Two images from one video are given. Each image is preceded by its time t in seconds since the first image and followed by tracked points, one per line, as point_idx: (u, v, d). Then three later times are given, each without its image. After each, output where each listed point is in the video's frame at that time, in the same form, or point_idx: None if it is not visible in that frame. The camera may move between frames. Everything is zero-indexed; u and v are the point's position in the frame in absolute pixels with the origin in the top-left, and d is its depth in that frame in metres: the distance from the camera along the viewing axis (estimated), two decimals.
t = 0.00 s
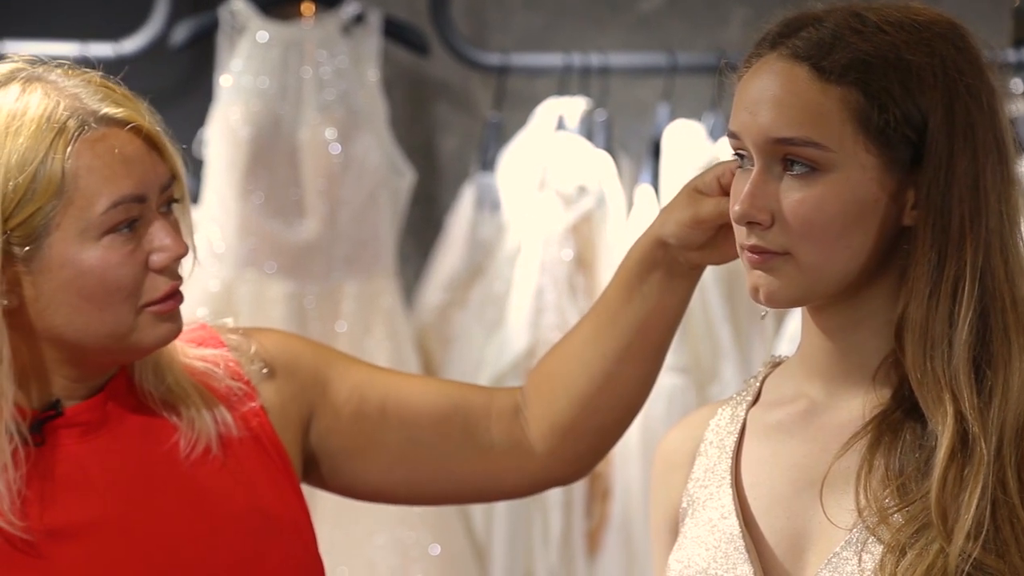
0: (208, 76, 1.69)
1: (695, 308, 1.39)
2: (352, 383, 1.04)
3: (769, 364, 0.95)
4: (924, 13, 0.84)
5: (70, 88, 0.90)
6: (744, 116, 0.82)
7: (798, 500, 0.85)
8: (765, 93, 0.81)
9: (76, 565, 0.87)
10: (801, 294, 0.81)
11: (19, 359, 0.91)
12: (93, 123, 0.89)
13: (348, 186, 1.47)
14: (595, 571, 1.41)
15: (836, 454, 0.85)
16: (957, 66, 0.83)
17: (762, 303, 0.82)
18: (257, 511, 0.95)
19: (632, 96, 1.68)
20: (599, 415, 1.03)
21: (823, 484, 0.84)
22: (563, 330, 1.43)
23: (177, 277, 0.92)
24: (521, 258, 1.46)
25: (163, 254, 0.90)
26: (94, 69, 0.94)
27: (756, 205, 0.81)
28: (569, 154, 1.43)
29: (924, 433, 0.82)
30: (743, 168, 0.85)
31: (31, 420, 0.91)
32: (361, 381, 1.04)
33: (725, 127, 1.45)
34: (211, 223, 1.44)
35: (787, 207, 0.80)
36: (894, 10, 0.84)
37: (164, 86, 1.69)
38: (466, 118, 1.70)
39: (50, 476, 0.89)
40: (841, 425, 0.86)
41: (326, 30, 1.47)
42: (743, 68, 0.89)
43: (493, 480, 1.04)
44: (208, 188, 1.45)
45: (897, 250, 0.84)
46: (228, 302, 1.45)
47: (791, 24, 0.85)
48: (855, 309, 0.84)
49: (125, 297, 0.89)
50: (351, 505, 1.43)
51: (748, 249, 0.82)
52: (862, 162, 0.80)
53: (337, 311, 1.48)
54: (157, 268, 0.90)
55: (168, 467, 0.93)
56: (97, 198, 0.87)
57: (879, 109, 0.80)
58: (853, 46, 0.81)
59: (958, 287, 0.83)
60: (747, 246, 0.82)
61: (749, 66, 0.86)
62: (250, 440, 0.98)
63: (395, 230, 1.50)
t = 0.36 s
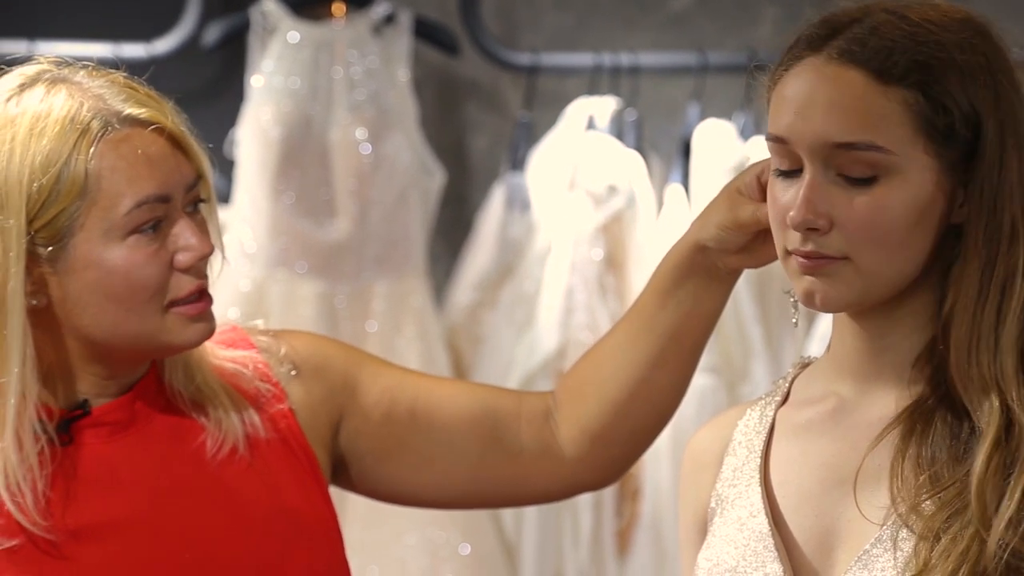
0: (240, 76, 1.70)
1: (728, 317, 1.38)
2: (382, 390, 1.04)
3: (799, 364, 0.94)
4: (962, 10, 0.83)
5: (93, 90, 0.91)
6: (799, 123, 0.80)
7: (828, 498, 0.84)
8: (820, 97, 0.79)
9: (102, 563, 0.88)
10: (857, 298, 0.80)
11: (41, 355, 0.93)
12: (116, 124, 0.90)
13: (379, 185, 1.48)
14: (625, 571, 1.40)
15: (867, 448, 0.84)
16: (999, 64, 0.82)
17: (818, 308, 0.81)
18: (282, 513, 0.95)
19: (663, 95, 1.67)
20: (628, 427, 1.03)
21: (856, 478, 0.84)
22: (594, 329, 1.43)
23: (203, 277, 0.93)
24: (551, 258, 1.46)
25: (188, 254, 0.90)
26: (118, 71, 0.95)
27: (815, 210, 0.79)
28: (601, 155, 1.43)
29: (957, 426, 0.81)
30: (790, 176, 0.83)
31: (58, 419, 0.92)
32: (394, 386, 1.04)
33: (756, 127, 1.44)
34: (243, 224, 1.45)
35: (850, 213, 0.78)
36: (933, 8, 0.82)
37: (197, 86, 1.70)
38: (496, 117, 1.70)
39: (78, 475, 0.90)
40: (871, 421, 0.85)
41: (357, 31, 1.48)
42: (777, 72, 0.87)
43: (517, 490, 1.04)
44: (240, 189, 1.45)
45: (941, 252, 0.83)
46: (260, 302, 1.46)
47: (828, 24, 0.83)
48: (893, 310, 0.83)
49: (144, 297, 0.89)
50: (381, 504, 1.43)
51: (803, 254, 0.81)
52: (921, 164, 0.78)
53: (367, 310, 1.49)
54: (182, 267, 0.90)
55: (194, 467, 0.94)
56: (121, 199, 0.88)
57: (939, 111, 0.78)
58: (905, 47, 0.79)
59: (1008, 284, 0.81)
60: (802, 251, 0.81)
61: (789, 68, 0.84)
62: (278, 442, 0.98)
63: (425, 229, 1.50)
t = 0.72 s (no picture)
0: (262, 77, 1.71)
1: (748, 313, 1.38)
2: (413, 385, 1.04)
3: (816, 366, 0.94)
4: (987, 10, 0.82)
5: (144, 85, 0.93)
6: (869, 125, 0.79)
7: (846, 496, 0.84)
8: (889, 99, 0.78)
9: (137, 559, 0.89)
10: (920, 300, 0.80)
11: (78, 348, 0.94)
12: (163, 120, 0.91)
13: (400, 184, 1.48)
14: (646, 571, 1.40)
15: (887, 445, 0.84)
16: None
17: (881, 312, 0.80)
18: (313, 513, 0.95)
19: (684, 94, 1.66)
20: (649, 429, 1.02)
21: (878, 473, 0.83)
22: (614, 329, 1.43)
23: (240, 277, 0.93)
24: (572, 257, 1.46)
25: (226, 254, 0.91)
26: (168, 69, 0.96)
27: (886, 214, 0.78)
28: (621, 154, 1.43)
29: (977, 412, 0.81)
30: (849, 184, 0.81)
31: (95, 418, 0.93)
32: (426, 379, 1.05)
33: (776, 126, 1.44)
34: (264, 223, 1.46)
35: (921, 216, 0.77)
36: (977, 9, 0.82)
37: (219, 86, 1.72)
38: (517, 117, 1.70)
39: (114, 473, 0.91)
40: (890, 418, 0.84)
41: (378, 31, 1.49)
42: (823, 74, 0.85)
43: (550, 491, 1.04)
44: (262, 188, 1.46)
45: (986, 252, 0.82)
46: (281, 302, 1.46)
47: (875, 23, 0.83)
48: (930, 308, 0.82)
49: (184, 293, 0.90)
50: (402, 504, 1.44)
51: (865, 259, 0.79)
52: (987, 166, 0.79)
53: (388, 310, 1.49)
54: (220, 267, 0.91)
55: (230, 464, 0.94)
56: (163, 195, 0.89)
57: (1004, 116, 0.79)
58: (968, 49, 0.79)
59: None
60: (864, 256, 0.79)
61: (848, 70, 0.82)
62: (312, 440, 0.99)
63: (445, 228, 1.51)
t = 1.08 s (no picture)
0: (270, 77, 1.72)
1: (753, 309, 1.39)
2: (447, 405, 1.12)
3: (822, 366, 0.94)
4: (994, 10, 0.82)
5: (266, 89, 0.97)
6: (878, 130, 0.79)
7: (854, 494, 0.83)
8: (898, 103, 0.78)
9: (215, 541, 0.92)
10: (931, 301, 0.80)
11: (177, 335, 0.95)
12: (283, 123, 0.95)
13: (408, 184, 1.48)
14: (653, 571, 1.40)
15: (895, 443, 0.83)
16: None
17: (891, 315, 0.80)
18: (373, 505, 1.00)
19: (693, 94, 1.66)
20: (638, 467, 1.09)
21: (886, 471, 0.83)
22: (623, 328, 1.43)
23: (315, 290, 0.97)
24: (580, 257, 1.45)
25: (314, 263, 0.94)
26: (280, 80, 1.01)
27: (897, 218, 0.77)
28: (631, 154, 1.43)
29: (987, 411, 0.81)
30: (859, 185, 0.81)
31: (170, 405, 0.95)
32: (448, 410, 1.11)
33: (785, 125, 1.43)
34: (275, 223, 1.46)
35: (932, 220, 0.77)
36: (982, 10, 0.82)
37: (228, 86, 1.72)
38: (526, 117, 1.70)
39: (187, 462, 0.94)
40: (898, 417, 0.84)
41: (387, 30, 1.50)
42: (832, 82, 0.84)
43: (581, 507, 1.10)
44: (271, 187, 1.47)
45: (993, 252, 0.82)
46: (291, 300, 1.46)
47: (883, 28, 0.83)
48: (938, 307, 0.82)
49: (273, 292, 0.93)
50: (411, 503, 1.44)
51: (876, 262, 0.79)
52: (996, 169, 0.78)
53: (396, 308, 1.49)
54: (308, 275, 0.94)
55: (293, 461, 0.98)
56: (270, 195, 0.93)
57: (1010, 117, 0.79)
58: (974, 52, 0.79)
59: None
60: (875, 258, 0.79)
61: (857, 75, 0.82)
62: (366, 434, 1.03)
63: (454, 228, 1.51)
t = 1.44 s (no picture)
0: (269, 75, 1.72)
1: (753, 307, 1.39)
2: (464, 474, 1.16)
3: (818, 364, 0.94)
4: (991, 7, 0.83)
5: (439, 136, 1.09)
6: (875, 131, 0.79)
7: (853, 490, 0.83)
8: (896, 104, 0.78)
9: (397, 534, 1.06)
10: (928, 300, 0.80)
11: (349, 338, 1.06)
12: (453, 165, 1.09)
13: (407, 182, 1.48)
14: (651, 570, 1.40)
15: (894, 440, 0.83)
16: None
17: (887, 314, 0.80)
18: (478, 524, 1.13)
19: (692, 93, 1.67)
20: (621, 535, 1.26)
21: (885, 467, 0.83)
22: (622, 327, 1.43)
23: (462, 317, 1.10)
24: (579, 256, 1.44)
25: (471, 294, 1.09)
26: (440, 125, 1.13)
27: (894, 218, 0.77)
28: (629, 154, 1.44)
29: (987, 409, 0.81)
30: (857, 185, 0.81)
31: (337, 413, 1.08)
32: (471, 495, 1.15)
33: (784, 124, 1.44)
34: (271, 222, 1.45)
35: (929, 219, 0.77)
36: (980, 9, 0.82)
37: (225, 84, 1.72)
38: (524, 115, 1.70)
39: (360, 463, 1.07)
40: (897, 414, 0.84)
41: (387, 29, 1.49)
42: (829, 81, 0.84)
43: (605, 533, 1.25)
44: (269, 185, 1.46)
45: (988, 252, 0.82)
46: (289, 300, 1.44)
47: (881, 28, 0.83)
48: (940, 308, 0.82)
49: (433, 315, 1.06)
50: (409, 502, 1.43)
51: (874, 261, 0.79)
52: (992, 169, 0.78)
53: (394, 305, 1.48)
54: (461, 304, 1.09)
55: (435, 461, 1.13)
56: (438, 231, 1.06)
57: (1006, 116, 0.78)
58: (967, 53, 0.79)
59: None
60: (874, 258, 0.79)
61: (855, 76, 0.82)
62: (490, 447, 1.23)
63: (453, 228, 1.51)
